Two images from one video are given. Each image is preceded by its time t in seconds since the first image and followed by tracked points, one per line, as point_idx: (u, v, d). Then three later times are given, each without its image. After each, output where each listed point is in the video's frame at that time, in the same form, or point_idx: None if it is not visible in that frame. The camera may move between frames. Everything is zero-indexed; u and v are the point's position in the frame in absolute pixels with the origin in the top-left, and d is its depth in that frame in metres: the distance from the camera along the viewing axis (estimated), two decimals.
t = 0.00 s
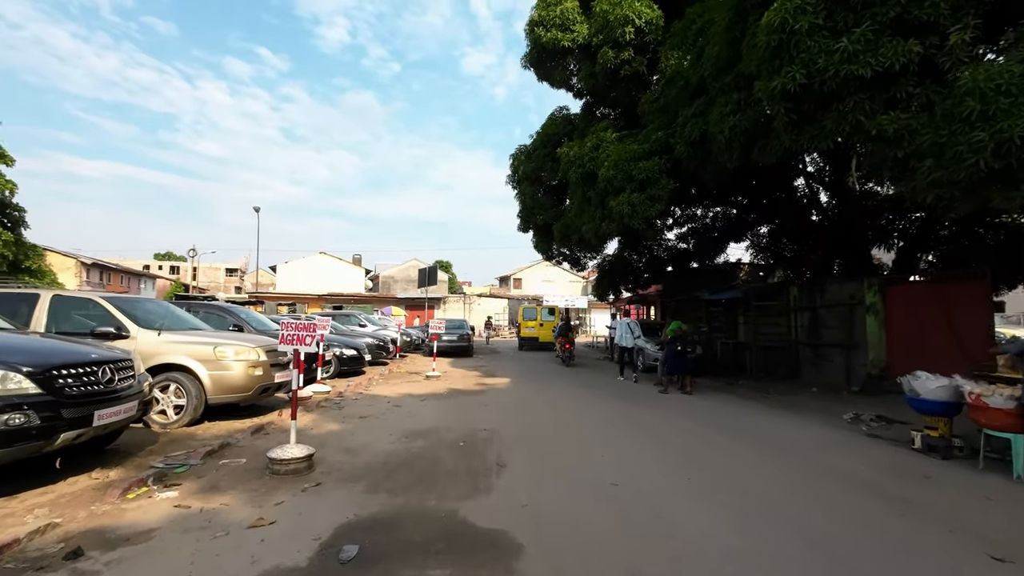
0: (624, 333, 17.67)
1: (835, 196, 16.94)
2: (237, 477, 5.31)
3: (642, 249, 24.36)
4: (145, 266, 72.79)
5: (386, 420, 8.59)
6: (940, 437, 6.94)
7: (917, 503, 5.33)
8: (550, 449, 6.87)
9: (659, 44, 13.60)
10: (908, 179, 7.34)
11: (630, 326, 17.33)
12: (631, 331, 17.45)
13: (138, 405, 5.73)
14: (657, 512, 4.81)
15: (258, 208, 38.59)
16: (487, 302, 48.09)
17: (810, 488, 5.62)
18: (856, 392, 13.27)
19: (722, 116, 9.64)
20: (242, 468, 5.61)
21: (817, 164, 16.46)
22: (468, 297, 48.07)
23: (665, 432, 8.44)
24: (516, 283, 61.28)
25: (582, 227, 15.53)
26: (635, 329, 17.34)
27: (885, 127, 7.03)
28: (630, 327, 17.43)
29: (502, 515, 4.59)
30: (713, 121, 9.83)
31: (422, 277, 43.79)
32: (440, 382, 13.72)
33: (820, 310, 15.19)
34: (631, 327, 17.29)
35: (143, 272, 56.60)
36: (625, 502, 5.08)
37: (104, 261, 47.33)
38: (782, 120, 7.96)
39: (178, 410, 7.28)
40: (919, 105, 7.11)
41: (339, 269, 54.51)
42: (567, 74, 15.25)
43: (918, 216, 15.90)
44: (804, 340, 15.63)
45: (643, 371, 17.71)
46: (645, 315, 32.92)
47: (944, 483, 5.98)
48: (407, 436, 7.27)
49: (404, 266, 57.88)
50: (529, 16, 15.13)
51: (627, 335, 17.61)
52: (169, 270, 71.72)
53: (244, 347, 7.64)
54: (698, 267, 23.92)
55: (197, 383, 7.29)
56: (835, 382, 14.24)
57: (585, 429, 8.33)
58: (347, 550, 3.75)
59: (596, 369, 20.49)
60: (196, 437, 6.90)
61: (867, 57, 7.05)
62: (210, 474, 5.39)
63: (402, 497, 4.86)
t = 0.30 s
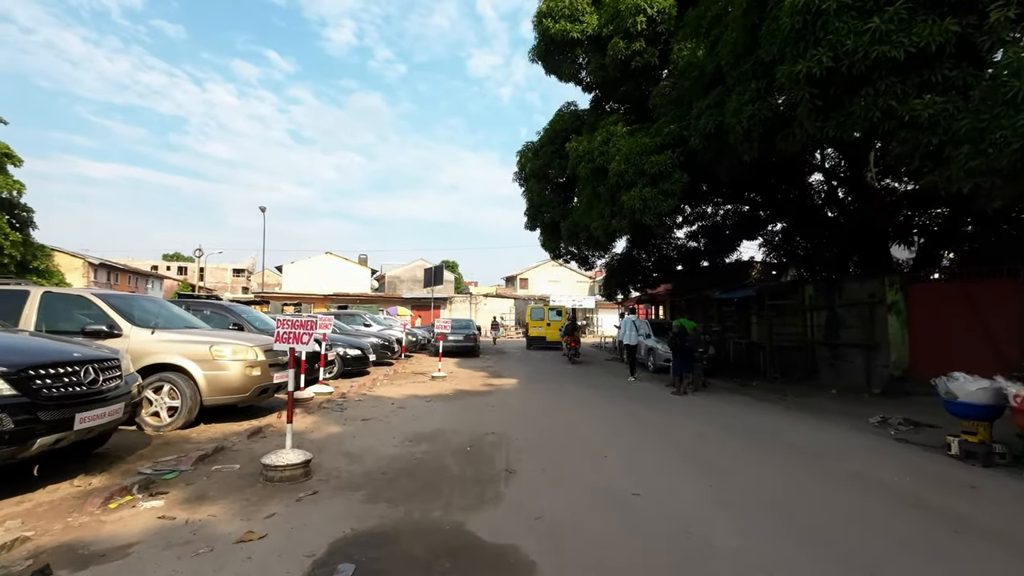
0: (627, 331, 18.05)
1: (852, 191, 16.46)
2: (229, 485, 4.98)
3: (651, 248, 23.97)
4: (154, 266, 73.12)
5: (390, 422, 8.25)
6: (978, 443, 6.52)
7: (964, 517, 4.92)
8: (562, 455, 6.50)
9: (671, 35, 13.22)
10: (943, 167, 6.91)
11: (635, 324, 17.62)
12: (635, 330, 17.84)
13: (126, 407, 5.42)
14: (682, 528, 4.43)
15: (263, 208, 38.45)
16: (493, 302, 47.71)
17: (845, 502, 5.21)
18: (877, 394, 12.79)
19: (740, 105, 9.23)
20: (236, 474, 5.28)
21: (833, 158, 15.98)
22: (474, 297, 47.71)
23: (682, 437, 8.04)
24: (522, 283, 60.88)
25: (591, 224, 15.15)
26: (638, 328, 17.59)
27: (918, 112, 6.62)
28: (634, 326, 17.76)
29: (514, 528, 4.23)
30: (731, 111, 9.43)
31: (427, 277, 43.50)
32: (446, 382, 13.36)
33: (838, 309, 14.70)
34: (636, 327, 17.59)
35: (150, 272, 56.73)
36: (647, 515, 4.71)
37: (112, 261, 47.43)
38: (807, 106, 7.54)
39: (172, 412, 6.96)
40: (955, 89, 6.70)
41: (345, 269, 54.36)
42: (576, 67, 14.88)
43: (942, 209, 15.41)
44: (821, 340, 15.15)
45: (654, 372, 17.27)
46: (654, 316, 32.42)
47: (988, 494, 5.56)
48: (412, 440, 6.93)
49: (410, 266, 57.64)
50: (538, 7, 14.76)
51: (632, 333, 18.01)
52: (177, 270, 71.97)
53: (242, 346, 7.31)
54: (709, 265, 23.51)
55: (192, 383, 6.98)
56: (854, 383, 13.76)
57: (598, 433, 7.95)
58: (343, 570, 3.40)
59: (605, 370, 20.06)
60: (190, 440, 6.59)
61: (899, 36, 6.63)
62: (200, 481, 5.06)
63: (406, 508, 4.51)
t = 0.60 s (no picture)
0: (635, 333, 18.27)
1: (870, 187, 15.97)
2: (219, 501, 4.63)
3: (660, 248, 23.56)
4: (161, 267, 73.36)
5: (393, 429, 7.90)
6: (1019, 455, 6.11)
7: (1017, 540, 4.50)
8: (574, 468, 6.12)
9: (684, 27, 12.84)
10: (982, 160, 6.47)
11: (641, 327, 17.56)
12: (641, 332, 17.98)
13: (112, 417, 5.09)
14: (712, 555, 4.03)
15: (268, 208, 38.27)
16: (499, 303, 47.36)
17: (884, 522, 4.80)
18: (899, 399, 12.31)
19: (759, 97, 8.81)
20: (227, 489, 4.93)
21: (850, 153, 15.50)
22: (480, 297, 47.35)
23: (699, 446, 7.65)
24: (528, 283, 60.48)
25: (601, 222, 14.77)
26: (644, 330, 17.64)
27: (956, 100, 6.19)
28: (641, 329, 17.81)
29: (526, 554, 3.86)
30: (749, 103, 9.02)
31: (433, 277, 43.22)
32: (452, 385, 13.02)
33: (857, 310, 14.20)
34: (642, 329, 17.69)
35: (157, 272, 56.81)
36: (670, 538, 4.33)
37: (119, 262, 47.46)
38: (833, 96, 7.11)
39: (164, 419, 6.64)
40: (995, 76, 6.27)
41: (351, 269, 54.20)
42: (584, 62, 14.48)
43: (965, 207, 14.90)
44: (838, 342, 14.66)
45: (664, 375, 16.81)
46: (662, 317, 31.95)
47: None
48: (415, 450, 6.57)
49: (416, 266, 57.41)
50: None
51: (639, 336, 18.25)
52: (184, 271, 72.18)
53: (238, 350, 6.98)
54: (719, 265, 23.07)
55: (185, 390, 6.66)
56: (874, 387, 13.28)
57: (610, 442, 7.57)
58: None
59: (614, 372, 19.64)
60: (183, 449, 6.26)
61: (935, 19, 6.21)
62: (188, 497, 4.72)
63: (408, 530, 4.15)
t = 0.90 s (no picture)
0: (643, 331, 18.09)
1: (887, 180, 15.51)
2: (206, 510, 4.31)
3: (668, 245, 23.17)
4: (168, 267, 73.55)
5: (396, 432, 7.57)
6: None
7: None
8: (587, 475, 5.73)
9: (695, 16, 12.55)
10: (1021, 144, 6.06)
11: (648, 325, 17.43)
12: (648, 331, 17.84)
13: (94, 419, 4.78)
14: (743, 573, 3.63)
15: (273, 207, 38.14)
16: (504, 302, 47.03)
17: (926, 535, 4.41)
18: (921, 400, 11.88)
19: (778, 83, 8.44)
20: (216, 497, 4.61)
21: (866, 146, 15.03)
22: (486, 297, 47.01)
23: (717, 450, 7.26)
24: (533, 282, 60.15)
25: (610, 218, 14.42)
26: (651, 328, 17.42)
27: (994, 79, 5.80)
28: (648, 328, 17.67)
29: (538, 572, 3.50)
30: (768, 90, 8.64)
31: (438, 276, 42.97)
32: (457, 386, 12.69)
33: (875, 308, 13.75)
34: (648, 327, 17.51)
35: (164, 273, 56.89)
36: (695, 553, 3.93)
37: (125, 261, 47.50)
38: (861, 78, 6.71)
39: (155, 421, 6.33)
40: None
41: (356, 268, 54.04)
42: (593, 53, 14.11)
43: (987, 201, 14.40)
44: (855, 342, 14.20)
45: (674, 375, 16.40)
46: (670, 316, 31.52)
47: None
48: (418, 455, 6.22)
49: (421, 266, 57.17)
50: None
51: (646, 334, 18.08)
52: (190, 271, 72.34)
53: (232, 348, 6.67)
54: (729, 263, 22.63)
55: (177, 390, 6.35)
56: (894, 388, 12.84)
57: (624, 447, 7.18)
58: None
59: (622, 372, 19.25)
60: (174, 453, 5.95)
61: None
62: (173, 506, 4.39)
63: (407, 544, 3.80)
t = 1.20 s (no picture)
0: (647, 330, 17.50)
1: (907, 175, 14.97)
2: (183, 532, 3.91)
3: (678, 243, 22.68)
4: (174, 266, 73.63)
5: (396, 439, 7.15)
6: None
7: None
8: (602, 493, 5.30)
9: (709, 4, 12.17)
10: None
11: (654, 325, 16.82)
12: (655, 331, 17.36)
13: (65, 430, 4.39)
14: None
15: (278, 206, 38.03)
16: (509, 301, 46.59)
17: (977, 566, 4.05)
18: (947, 404, 11.36)
19: (802, 69, 8.00)
20: (195, 516, 4.21)
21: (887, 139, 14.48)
22: (491, 296, 46.61)
23: (737, 461, 6.81)
24: (539, 281, 59.72)
25: (619, 214, 13.96)
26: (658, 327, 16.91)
27: None
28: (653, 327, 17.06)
29: None
30: (790, 78, 8.21)
31: (444, 275, 42.59)
32: (461, 388, 12.28)
33: (896, 307, 13.21)
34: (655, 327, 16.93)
35: (169, 272, 56.84)
36: None
37: (130, 260, 47.37)
38: (897, 60, 6.26)
39: (140, 428, 5.95)
40: None
41: (361, 267, 53.78)
42: (602, 43, 13.65)
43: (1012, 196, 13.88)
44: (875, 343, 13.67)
45: (685, 376, 15.90)
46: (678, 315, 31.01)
47: None
48: (419, 465, 5.81)
49: (426, 264, 56.85)
50: None
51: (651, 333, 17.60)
52: (196, 270, 72.31)
53: (222, 351, 6.27)
54: (740, 261, 22.12)
55: (163, 396, 5.96)
56: (917, 391, 12.32)
57: (639, 457, 6.75)
58: None
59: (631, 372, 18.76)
60: (158, 463, 5.56)
61: None
62: (148, 526, 4.00)
63: None
